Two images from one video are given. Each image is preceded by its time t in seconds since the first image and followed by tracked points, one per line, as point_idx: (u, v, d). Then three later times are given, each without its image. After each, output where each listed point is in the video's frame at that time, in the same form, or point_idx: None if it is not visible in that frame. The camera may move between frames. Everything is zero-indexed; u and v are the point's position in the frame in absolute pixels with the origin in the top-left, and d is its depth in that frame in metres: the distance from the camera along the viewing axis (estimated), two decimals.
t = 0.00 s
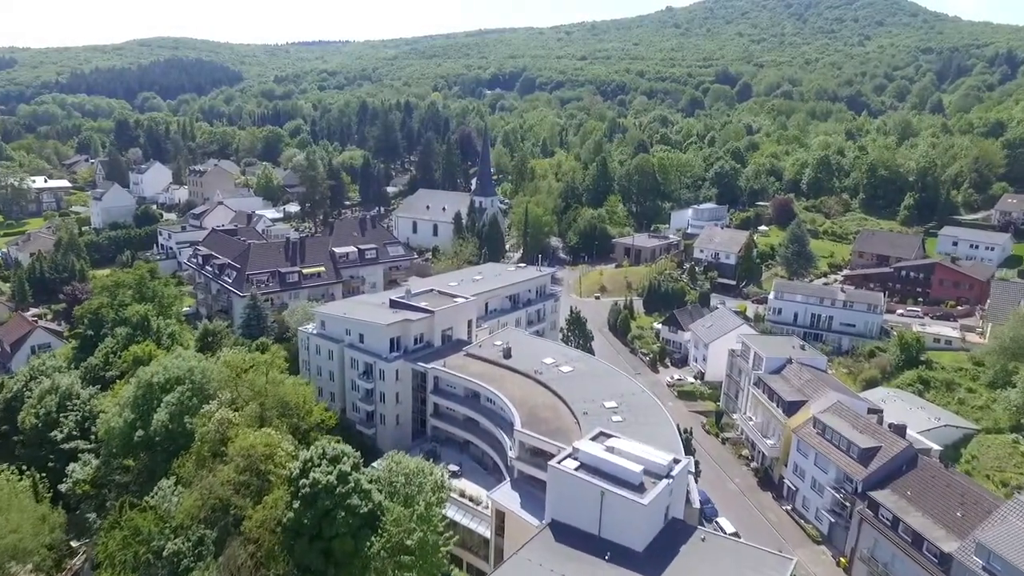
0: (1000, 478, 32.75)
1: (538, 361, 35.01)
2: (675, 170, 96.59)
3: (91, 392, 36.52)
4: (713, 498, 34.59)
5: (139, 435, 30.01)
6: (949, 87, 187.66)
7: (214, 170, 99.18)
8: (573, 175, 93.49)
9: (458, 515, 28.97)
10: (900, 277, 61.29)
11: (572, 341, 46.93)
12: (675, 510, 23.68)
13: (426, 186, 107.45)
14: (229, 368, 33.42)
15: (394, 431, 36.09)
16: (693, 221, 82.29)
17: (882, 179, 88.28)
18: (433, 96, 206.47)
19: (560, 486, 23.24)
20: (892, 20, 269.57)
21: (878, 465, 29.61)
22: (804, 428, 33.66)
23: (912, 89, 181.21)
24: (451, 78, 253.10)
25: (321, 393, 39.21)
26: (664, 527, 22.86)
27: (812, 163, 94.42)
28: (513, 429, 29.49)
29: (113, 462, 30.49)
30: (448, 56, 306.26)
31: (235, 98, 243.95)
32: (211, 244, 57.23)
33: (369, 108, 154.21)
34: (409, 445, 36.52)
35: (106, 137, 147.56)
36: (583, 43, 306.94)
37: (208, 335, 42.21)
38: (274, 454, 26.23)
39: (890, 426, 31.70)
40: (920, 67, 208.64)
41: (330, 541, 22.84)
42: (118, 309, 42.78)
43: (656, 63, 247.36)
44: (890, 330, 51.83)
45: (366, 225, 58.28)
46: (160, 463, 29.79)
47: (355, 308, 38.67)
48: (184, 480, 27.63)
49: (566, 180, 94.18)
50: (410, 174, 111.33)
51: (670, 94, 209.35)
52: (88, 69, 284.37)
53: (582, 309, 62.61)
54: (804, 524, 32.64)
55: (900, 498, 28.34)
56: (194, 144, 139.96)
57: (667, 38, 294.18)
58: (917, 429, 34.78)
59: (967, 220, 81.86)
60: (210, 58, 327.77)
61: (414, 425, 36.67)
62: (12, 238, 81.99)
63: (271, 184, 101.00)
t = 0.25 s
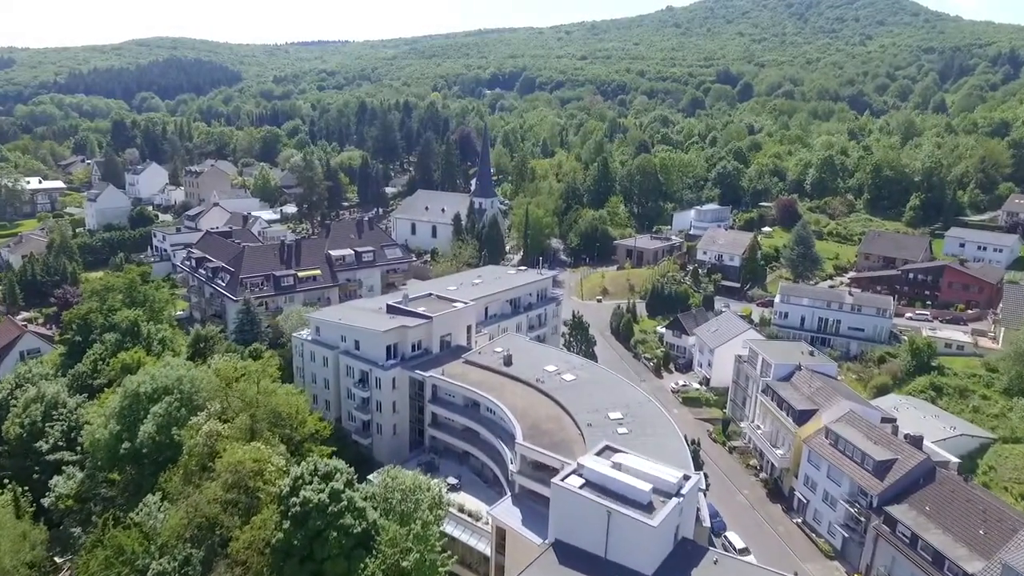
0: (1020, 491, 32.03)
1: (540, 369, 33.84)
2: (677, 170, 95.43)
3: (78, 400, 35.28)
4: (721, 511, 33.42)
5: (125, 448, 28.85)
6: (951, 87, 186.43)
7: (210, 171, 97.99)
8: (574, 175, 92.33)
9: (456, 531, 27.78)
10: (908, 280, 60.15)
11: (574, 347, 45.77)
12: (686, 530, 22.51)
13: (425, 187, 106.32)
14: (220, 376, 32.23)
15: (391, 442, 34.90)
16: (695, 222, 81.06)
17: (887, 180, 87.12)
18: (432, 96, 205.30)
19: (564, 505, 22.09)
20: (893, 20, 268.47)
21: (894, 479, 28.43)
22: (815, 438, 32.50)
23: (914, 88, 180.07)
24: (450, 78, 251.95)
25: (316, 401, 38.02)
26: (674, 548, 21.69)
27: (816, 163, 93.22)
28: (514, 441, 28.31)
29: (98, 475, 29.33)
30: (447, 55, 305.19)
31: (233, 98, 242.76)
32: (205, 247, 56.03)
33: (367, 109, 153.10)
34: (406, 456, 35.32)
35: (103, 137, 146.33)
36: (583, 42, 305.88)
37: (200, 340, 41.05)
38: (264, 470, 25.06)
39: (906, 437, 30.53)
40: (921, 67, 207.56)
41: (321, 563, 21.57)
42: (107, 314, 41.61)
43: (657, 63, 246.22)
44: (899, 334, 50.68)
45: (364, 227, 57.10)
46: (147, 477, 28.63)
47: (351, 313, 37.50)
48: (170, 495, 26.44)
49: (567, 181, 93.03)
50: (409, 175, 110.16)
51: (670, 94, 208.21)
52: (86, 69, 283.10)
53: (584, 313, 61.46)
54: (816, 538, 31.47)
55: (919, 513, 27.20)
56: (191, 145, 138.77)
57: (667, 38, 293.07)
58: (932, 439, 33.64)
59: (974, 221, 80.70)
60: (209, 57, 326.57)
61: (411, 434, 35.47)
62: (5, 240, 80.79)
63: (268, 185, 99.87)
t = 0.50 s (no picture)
0: None
1: (542, 378, 32.63)
2: (679, 171, 94.23)
3: (64, 409, 34.07)
4: (730, 524, 32.23)
5: (109, 461, 27.65)
6: (954, 86, 185.18)
7: (207, 172, 96.78)
8: (575, 176, 91.21)
9: (455, 549, 26.59)
10: (917, 282, 58.91)
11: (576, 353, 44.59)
12: (697, 551, 21.34)
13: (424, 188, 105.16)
14: (209, 385, 31.03)
15: (388, 452, 33.71)
16: (698, 224, 79.78)
17: (893, 180, 85.87)
18: (432, 96, 204.10)
19: (568, 526, 20.91)
20: (894, 19, 267.31)
21: (912, 494, 27.22)
22: (828, 449, 31.31)
23: (917, 88, 178.87)
24: (450, 78, 250.73)
25: (310, 409, 36.84)
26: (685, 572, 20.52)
27: (821, 163, 91.99)
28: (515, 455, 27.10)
29: (82, 490, 28.14)
30: (447, 55, 303.99)
31: (232, 99, 241.49)
32: (199, 250, 54.79)
33: (366, 108, 151.96)
34: (403, 467, 34.12)
35: (100, 138, 145.04)
36: (583, 42, 304.65)
37: (191, 346, 39.81)
38: (252, 487, 23.86)
39: (923, 450, 29.32)
40: (924, 66, 206.39)
41: None
42: (96, 320, 40.35)
43: (657, 63, 244.95)
44: (909, 339, 49.49)
45: (361, 229, 55.92)
46: (133, 492, 27.47)
47: (347, 319, 36.29)
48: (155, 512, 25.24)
49: (568, 182, 91.84)
50: (408, 175, 108.95)
51: (671, 93, 206.99)
52: (84, 69, 281.75)
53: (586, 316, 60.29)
54: (829, 554, 30.27)
55: (939, 531, 26.03)
56: (189, 145, 137.57)
57: (667, 38, 291.83)
58: (948, 450, 32.45)
59: (982, 222, 79.50)
60: (208, 57, 325.26)
61: (409, 445, 34.28)
62: None
63: (266, 186, 98.71)
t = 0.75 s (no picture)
0: None
1: (544, 387, 31.44)
2: (681, 171, 93.04)
3: (48, 418, 32.82)
4: (738, 538, 31.02)
5: (91, 475, 26.43)
6: (957, 86, 183.98)
7: (203, 173, 95.50)
8: (576, 177, 90.14)
9: (453, 568, 25.36)
10: (926, 285, 57.75)
11: (578, 359, 43.42)
12: None
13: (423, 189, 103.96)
14: (198, 396, 29.83)
15: (383, 464, 32.49)
16: (701, 225, 78.64)
17: (898, 181, 84.75)
18: (432, 96, 202.96)
19: (572, 550, 19.74)
20: (896, 18, 266.24)
21: (931, 510, 26.03)
22: (841, 461, 30.13)
23: (920, 87, 177.71)
24: (450, 77, 249.49)
25: (304, 418, 35.62)
26: None
27: (825, 163, 90.77)
28: (516, 469, 25.90)
29: (64, 505, 26.94)
30: (447, 55, 302.80)
31: (231, 99, 240.31)
32: (192, 252, 53.60)
33: (365, 108, 150.81)
34: (400, 478, 32.91)
35: (96, 138, 143.80)
36: (583, 41, 303.48)
37: (182, 353, 38.54)
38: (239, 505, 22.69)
39: (941, 463, 28.16)
40: (926, 65, 205.22)
41: None
42: (84, 326, 39.16)
43: (658, 62, 243.70)
44: (919, 344, 48.36)
45: (358, 230, 54.72)
46: (116, 507, 26.30)
47: (342, 326, 35.11)
48: (138, 531, 24.07)
49: (569, 182, 90.65)
50: (407, 176, 107.71)
51: (672, 93, 205.84)
52: (82, 69, 280.43)
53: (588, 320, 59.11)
54: (843, 570, 29.09)
55: (961, 550, 24.87)
56: (186, 145, 136.55)
57: (668, 37, 290.71)
58: (966, 462, 31.28)
59: (989, 223, 78.35)
60: (207, 58, 324.06)
61: (405, 456, 33.09)
62: None
63: (263, 186, 97.50)
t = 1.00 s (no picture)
0: None
1: (546, 397, 30.21)
2: (684, 171, 91.85)
3: (30, 430, 31.54)
4: (749, 556, 29.75)
5: (71, 492, 25.24)
6: (960, 85, 182.65)
7: (199, 173, 94.21)
8: (577, 178, 89.04)
9: None
10: (935, 288, 56.47)
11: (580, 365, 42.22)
12: None
13: (422, 189, 102.78)
14: (184, 407, 28.63)
15: (379, 477, 31.25)
16: (704, 226, 77.48)
17: (904, 181, 83.56)
18: (431, 96, 201.82)
19: None
20: (897, 17, 264.92)
21: (953, 528, 24.77)
22: (855, 475, 28.90)
23: (923, 86, 176.45)
24: (450, 77, 248.43)
25: (296, 429, 34.39)
26: None
27: (829, 164, 89.51)
28: (517, 486, 24.66)
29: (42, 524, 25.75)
30: (447, 54, 301.61)
31: (230, 98, 239.21)
32: (185, 255, 52.41)
33: (364, 108, 149.63)
34: (396, 492, 31.68)
35: (92, 138, 142.58)
36: (584, 41, 302.28)
37: (172, 360, 37.24)
38: (224, 528, 21.48)
39: (962, 478, 26.92)
40: (929, 65, 203.91)
41: None
42: (70, 332, 38.00)
43: (659, 61, 242.58)
44: (930, 349, 47.14)
45: (355, 233, 53.54)
46: (97, 526, 25.11)
47: (336, 333, 33.84)
48: (119, 553, 22.90)
49: (570, 182, 89.47)
50: (406, 176, 106.46)
51: (673, 92, 204.62)
52: (80, 69, 279.20)
53: (589, 324, 57.92)
54: None
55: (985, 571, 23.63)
56: (183, 145, 135.40)
57: (669, 37, 289.50)
58: (985, 475, 30.03)
59: (997, 224, 77.11)
60: (206, 57, 322.99)
61: (402, 468, 31.85)
62: None
63: (260, 187, 96.30)
